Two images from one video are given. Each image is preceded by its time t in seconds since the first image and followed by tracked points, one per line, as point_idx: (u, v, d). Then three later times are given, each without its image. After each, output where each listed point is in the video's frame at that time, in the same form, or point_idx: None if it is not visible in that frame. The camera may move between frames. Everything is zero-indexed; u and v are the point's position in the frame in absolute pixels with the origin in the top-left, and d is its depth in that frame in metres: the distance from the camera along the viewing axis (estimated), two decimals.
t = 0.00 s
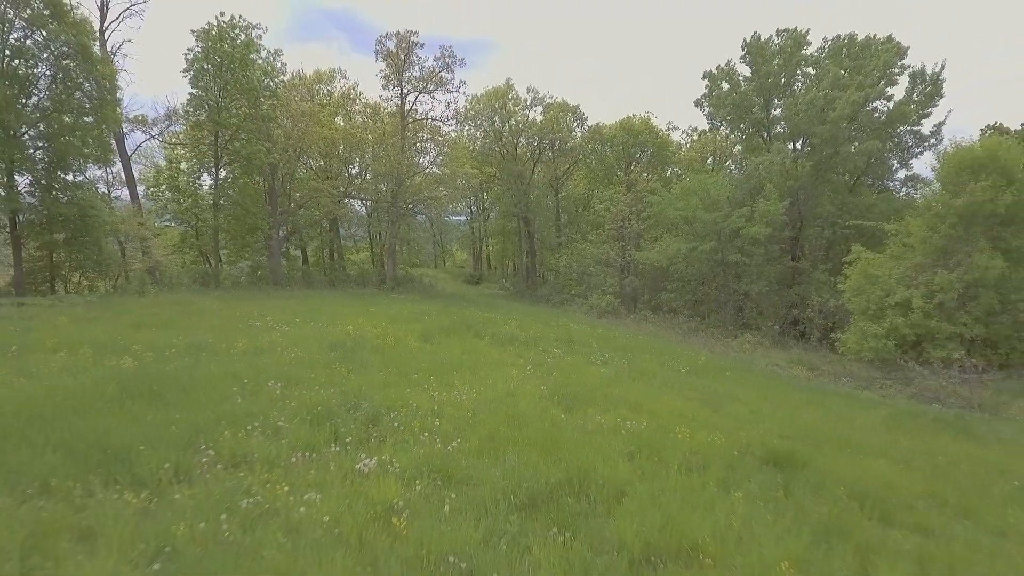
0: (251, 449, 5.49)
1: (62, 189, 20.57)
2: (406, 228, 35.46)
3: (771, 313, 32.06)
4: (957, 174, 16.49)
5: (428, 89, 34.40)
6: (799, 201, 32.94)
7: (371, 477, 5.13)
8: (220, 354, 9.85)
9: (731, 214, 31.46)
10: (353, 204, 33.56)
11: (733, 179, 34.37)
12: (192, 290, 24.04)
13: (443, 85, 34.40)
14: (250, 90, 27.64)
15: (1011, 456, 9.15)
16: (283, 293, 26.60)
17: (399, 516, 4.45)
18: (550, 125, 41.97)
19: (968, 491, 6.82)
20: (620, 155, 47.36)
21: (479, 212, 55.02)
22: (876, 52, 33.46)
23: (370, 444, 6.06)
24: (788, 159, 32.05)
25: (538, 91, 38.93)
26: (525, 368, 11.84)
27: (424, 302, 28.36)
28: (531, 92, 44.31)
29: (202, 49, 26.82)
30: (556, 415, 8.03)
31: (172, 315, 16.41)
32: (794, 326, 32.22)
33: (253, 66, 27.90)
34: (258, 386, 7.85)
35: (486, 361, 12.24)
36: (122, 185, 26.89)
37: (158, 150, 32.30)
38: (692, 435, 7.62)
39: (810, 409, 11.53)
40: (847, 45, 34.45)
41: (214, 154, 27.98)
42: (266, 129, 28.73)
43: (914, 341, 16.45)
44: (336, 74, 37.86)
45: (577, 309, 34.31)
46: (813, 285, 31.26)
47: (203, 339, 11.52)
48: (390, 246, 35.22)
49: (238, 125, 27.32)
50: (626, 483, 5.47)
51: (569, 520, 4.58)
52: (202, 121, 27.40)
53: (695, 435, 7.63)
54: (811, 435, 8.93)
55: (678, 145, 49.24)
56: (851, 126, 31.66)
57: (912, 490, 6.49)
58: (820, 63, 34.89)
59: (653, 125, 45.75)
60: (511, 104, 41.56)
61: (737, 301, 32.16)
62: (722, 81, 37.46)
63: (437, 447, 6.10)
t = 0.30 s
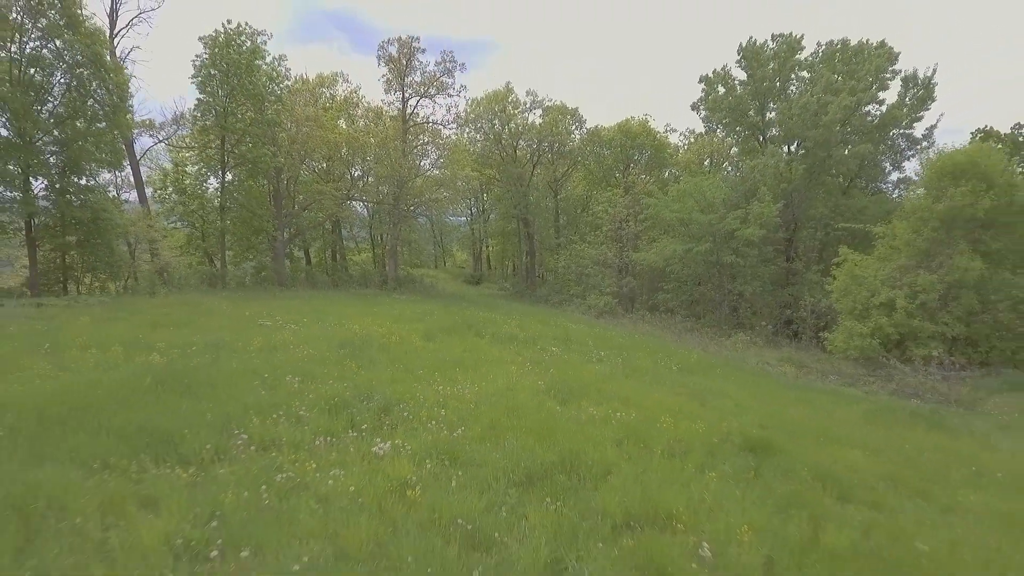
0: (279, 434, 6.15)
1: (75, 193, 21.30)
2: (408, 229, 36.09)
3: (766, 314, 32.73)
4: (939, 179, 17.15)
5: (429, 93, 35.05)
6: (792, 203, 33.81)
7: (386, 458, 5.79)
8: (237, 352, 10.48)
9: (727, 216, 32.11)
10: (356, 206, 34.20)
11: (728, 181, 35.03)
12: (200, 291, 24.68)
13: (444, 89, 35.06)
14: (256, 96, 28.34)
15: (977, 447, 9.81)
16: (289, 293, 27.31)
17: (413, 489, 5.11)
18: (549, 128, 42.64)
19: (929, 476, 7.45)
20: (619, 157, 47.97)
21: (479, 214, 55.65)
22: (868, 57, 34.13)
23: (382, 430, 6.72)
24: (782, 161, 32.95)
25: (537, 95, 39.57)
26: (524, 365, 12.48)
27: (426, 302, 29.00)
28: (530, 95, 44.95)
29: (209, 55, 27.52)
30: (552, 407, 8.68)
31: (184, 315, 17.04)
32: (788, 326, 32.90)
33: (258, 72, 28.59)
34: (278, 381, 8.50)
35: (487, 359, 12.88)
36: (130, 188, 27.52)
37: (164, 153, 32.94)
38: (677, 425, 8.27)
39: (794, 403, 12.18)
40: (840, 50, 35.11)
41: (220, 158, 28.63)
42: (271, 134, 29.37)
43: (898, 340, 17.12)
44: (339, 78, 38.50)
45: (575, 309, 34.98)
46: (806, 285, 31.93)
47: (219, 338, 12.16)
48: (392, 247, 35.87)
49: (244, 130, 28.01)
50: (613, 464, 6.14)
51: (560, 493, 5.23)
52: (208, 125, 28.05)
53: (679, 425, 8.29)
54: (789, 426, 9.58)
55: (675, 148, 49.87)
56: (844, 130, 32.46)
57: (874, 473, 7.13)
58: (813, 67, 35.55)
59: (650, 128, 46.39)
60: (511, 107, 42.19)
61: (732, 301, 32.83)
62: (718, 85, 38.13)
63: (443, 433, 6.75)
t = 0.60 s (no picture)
0: (299, 422, 6.81)
1: (83, 197, 21.96)
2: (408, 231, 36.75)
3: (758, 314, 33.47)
4: (917, 185, 18.02)
5: (428, 97, 35.74)
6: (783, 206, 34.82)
7: (396, 442, 6.46)
8: (250, 349, 11.12)
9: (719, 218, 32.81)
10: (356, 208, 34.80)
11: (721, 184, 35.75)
12: (205, 292, 25.31)
13: (442, 93, 35.75)
14: (259, 101, 29.03)
15: (943, 437, 10.51)
16: (291, 293, 27.96)
17: (421, 466, 5.79)
18: (545, 131, 43.34)
19: (891, 461, 8.14)
20: (614, 160, 48.65)
21: (477, 215, 56.33)
22: (858, 62, 34.88)
23: (391, 419, 7.40)
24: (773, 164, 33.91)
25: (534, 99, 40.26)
26: (521, 363, 13.14)
27: (425, 302, 29.63)
28: (527, 98, 45.64)
29: (213, 62, 28.22)
30: (546, 399, 9.36)
31: (193, 315, 17.66)
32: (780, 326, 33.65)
33: (260, 78, 29.29)
34: (292, 375, 9.16)
35: (486, 356, 13.54)
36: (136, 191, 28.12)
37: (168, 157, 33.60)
38: (662, 416, 8.95)
39: (776, 397, 12.88)
40: (831, 55, 35.86)
41: (224, 162, 29.27)
42: (272, 138, 30.04)
43: (880, 339, 17.86)
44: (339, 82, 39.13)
45: (571, 309, 35.71)
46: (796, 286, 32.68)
47: (230, 336, 12.79)
48: (392, 249, 36.53)
49: (247, 134, 28.66)
50: (600, 447, 6.82)
51: (551, 471, 5.91)
52: (212, 130, 28.71)
53: (664, 416, 8.97)
54: (768, 418, 10.27)
55: (670, 150, 50.59)
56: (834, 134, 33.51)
57: (840, 458, 7.82)
58: (804, 72, 36.29)
59: (645, 131, 47.09)
60: (508, 110, 42.86)
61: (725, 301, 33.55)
62: (712, 90, 38.87)
63: (447, 422, 7.42)
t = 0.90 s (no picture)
0: (316, 410, 7.49)
1: (91, 200, 22.66)
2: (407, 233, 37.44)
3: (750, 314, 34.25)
4: (898, 189, 18.89)
5: (427, 101, 36.47)
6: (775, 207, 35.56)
7: (406, 427, 7.16)
8: (262, 346, 11.77)
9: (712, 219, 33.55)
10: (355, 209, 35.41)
11: (714, 186, 36.52)
12: (209, 292, 25.93)
13: (441, 97, 36.46)
14: (262, 105, 29.70)
15: (912, 428, 11.25)
16: (293, 294, 28.63)
17: (428, 447, 6.47)
18: (542, 134, 44.05)
19: (858, 448, 8.85)
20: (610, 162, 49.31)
21: (474, 216, 57.00)
22: (847, 67, 35.71)
23: (400, 408, 8.09)
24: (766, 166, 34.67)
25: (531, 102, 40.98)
26: (518, 359, 13.84)
27: (424, 302, 30.28)
28: (524, 101, 46.37)
29: (217, 67, 28.88)
30: (542, 392, 10.06)
31: (201, 314, 18.28)
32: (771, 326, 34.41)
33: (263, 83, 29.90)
34: (305, 369, 9.83)
35: (484, 353, 14.23)
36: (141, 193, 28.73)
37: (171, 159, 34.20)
38: (649, 407, 9.63)
39: (760, 391, 13.59)
40: (821, 60, 36.64)
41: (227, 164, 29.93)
42: (274, 141, 31.06)
43: (863, 337, 18.57)
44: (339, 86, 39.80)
45: (568, 309, 36.36)
46: (787, 286, 33.44)
47: (241, 333, 13.44)
48: (392, 250, 37.21)
49: (250, 138, 29.32)
50: (589, 433, 7.51)
51: (544, 452, 6.60)
52: (216, 134, 29.35)
53: (651, 407, 9.64)
54: (750, 409, 10.99)
55: (665, 153, 51.35)
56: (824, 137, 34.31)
57: (810, 444, 8.54)
58: (796, 77, 37.11)
59: (640, 133, 47.83)
60: (505, 113, 43.55)
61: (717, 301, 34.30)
62: (705, 93, 39.66)
63: (450, 410, 8.12)
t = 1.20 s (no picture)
0: (331, 401, 8.20)
1: (101, 204, 23.36)
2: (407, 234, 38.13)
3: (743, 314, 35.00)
4: (882, 193, 19.64)
5: (427, 105, 37.21)
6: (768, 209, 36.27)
7: (414, 417, 7.86)
8: (274, 344, 12.44)
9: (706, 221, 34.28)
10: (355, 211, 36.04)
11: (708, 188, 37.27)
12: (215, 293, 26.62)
13: (440, 101, 37.18)
14: (266, 110, 30.39)
15: (887, 421, 11.97)
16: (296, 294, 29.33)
17: (434, 433, 7.18)
18: (540, 136, 44.74)
19: (830, 437, 9.55)
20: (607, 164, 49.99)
21: (473, 217, 57.66)
22: (839, 72, 36.48)
23: (408, 400, 8.79)
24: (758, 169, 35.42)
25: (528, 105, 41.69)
26: (516, 356, 14.53)
27: (424, 302, 30.98)
28: (522, 104, 47.13)
29: (223, 73, 29.55)
30: (538, 386, 10.76)
31: (210, 314, 18.92)
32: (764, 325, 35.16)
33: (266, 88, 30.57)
34: (317, 365, 10.53)
35: (484, 350, 14.93)
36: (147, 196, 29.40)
37: (176, 162, 34.88)
38: (638, 400, 10.33)
39: (746, 387, 14.29)
40: (813, 65, 37.43)
41: (232, 168, 30.62)
42: (277, 145, 31.79)
43: (848, 336, 19.27)
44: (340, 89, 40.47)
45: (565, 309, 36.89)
46: (779, 287, 34.18)
47: (251, 332, 14.11)
48: (392, 251, 37.91)
49: (254, 142, 30.01)
50: (580, 422, 8.21)
51: (539, 438, 7.30)
52: (221, 138, 30.03)
53: (640, 400, 10.34)
54: (733, 402, 11.71)
55: (661, 155, 52.08)
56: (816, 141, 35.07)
57: (785, 433, 9.25)
58: (788, 81, 37.89)
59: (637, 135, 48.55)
60: (504, 116, 44.24)
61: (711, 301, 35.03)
62: (700, 97, 40.42)
63: (454, 402, 8.82)
